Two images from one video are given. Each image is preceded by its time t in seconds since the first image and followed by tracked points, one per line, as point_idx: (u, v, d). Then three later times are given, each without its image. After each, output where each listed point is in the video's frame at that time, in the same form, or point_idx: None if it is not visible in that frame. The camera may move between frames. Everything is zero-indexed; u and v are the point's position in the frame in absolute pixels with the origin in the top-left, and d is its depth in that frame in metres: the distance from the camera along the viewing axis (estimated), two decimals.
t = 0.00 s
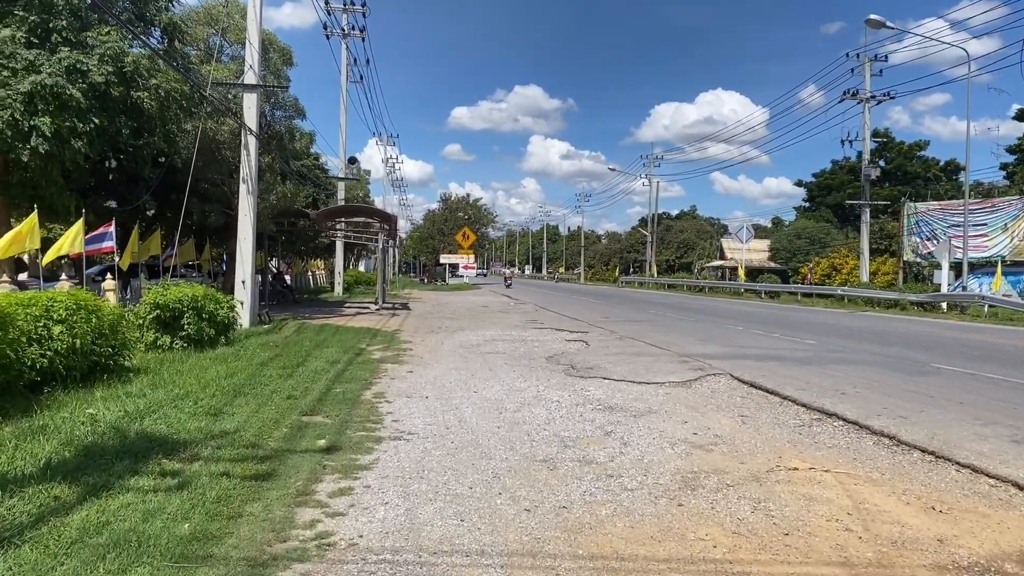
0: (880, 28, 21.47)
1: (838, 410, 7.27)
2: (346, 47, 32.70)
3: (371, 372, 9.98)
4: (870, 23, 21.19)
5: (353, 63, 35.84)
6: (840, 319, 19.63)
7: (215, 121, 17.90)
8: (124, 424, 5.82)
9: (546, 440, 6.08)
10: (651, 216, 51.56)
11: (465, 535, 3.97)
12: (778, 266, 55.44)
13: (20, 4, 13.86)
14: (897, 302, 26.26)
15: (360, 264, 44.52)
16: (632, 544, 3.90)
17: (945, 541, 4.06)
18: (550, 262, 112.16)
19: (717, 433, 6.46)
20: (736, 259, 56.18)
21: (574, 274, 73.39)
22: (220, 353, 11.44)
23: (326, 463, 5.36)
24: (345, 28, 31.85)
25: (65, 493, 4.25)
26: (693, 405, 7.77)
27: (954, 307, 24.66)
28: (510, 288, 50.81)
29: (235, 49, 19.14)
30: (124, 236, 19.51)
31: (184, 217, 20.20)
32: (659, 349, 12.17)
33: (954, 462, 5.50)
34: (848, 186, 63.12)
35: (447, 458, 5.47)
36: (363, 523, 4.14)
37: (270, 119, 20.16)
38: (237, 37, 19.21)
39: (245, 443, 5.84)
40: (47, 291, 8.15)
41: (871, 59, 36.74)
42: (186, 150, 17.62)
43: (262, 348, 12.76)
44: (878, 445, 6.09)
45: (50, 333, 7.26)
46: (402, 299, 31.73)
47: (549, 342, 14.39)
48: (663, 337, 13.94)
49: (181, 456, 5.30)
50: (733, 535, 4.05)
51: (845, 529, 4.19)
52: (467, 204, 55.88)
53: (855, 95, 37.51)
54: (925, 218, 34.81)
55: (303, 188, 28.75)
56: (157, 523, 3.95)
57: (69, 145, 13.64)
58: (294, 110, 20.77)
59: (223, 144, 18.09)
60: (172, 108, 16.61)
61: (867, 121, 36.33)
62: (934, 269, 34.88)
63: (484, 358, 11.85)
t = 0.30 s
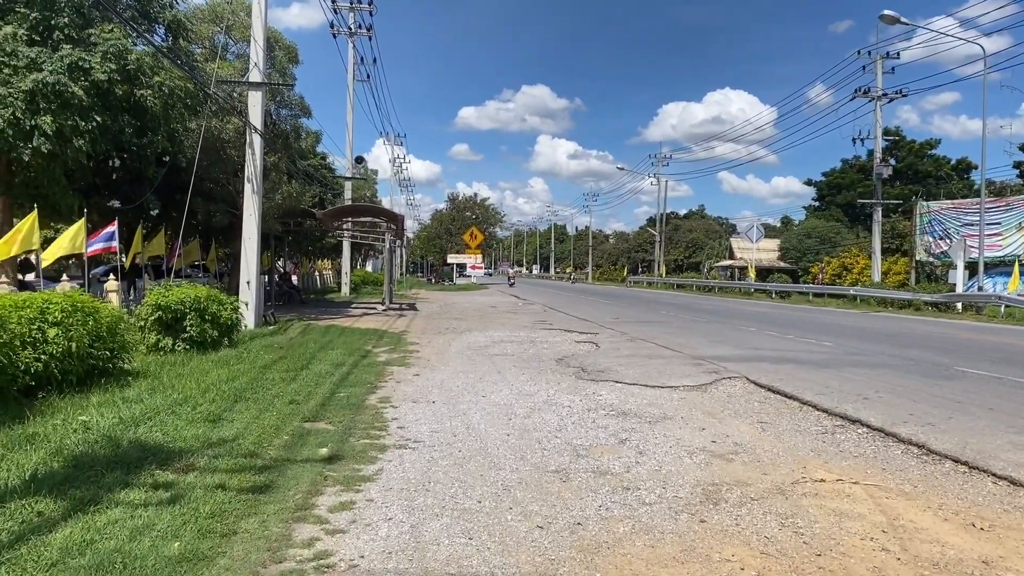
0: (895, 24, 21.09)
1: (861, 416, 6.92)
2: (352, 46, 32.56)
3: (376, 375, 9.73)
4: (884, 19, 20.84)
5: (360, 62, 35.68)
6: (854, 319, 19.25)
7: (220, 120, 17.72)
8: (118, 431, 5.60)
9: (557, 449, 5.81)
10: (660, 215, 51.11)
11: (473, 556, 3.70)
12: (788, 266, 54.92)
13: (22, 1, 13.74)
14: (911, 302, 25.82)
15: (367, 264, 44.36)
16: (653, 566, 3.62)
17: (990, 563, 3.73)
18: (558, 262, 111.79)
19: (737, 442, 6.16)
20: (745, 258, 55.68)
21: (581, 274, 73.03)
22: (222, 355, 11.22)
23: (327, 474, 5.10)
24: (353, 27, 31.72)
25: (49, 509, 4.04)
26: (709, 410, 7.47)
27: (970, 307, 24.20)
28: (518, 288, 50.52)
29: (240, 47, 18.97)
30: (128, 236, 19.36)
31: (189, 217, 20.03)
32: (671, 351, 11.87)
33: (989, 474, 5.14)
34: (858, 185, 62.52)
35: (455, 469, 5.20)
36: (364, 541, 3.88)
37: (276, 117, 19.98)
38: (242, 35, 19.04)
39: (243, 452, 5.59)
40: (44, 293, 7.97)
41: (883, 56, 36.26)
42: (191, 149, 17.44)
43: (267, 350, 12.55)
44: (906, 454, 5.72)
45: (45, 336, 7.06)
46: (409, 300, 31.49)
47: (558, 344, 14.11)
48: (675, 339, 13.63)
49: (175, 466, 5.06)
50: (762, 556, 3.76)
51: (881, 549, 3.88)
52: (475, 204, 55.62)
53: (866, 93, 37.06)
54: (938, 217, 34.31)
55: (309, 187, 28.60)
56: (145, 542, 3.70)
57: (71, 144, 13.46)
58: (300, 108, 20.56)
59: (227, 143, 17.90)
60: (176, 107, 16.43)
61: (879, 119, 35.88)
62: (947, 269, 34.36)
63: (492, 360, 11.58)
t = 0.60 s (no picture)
0: (900, 21, 20.80)
1: (874, 422, 6.64)
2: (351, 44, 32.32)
3: (372, 379, 9.46)
4: (889, 16, 20.57)
5: (359, 61, 35.44)
6: (860, 320, 18.96)
7: (215, 117, 17.46)
8: (96, 440, 5.35)
9: (558, 458, 5.54)
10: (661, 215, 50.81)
11: None
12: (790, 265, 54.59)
13: None
14: (916, 302, 25.53)
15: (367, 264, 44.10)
16: None
17: None
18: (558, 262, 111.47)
19: (745, 450, 5.89)
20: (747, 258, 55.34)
21: (582, 274, 72.73)
22: (215, 358, 10.95)
23: (315, 486, 4.83)
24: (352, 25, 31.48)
25: (14, 527, 3.78)
26: (715, 416, 7.19)
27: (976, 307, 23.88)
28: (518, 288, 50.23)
29: (236, 44, 18.72)
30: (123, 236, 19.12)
31: (185, 217, 19.78)
32: (675, 353, 11.60)
33: (1014, 486, 4.86)
34: (861, 184, 62.19)
35: (450, 480, 4.93)
36: (350, 562, 3.61)
37: (273, 115, 19.74)
38: (238, 32, 18.80)
39: (228, 461, 5.33)
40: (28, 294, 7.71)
41: (886, 54, 35.97)
42: (186, 147, 17.18)
43: (261, 352, 12.28)
44: (924, 463, 5.45)
45: (25, 339, 6.81)
46: (409, 300, 31.22)
47: (558, 345, 13.83)
48: (679, 340, 13.37)
49: (154, 477, 4.80)
50: None
51: (906, 570, 3.60)
52: (475, 204, 55.32)
53: (870, 91, 36.76)
54: (942, 216, 34.01)
55: (307, 187, 28.34)
56: (114, 564, 3.43)
57: (62, 142, 13.19)
58: (297, 106, 20.29)
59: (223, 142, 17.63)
60: (170, 104, 16.16)
61: (883, 117, 35.58)
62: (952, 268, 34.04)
63: (491, 363, 11.31)
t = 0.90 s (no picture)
0: (904, 19, 20.57)
1: (887, 429, 6.39)
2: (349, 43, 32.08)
3: (368, 384, 9.21)
4: (892, 14, 20.35)
5: (357, 60, 35.20)
6: (864, 321, 18.70)
7: (210, 116, 17.21)
8: (74, 451, 5.11)
9: (558, 469, 5.29)
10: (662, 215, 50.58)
11: None
12: (791, 266, 54.31)
13: None
14: (919, 303, 25.28)
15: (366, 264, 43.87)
16: None
17: None
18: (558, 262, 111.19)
19: (754, 460, 5.64)
20: (747, 259, 55.08)
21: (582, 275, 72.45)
22: (207, 361, 10.71)
23: (302, 500, 4.57)
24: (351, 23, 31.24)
25: None
26: (721, 423, 6.94)
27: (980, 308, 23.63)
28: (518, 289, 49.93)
29: (232, 42, 18.48)
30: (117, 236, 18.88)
31: (180, 217, 19.53)
32: (677, 356, 11.35)
33: None
34: (861, 184, 61.96)
35: (444, 494, 4.68)
36: None
37: (269, 114, 19.50)
38: (233, 29, 18.56)
39: (213, 473, 5.09)
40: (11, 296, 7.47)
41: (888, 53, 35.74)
42: (180, 147, 16.94)
43: (255, 355, 12.04)
44: (941, 475, 5.20)
45: (5, 344, 6.57)
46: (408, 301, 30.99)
47: (558, 348, 13.58)
48: (681, 343, 13.12)
49: (133, 491, 4.55)
50: None
51: None
52: (474, 204, 55.00)
53: (871, 91, 36.57)
54: (945, 216, 33.82)
55: (305, 186, 28.10)
56: None
57: (52, 140, 12.93)
58: (294, 105, 20.04)
59: (219, 141, 17.38)
60: (164, 102, 15.91)
61: (885, 117, 35.35)
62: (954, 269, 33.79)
63: (490, 366, 11.05)
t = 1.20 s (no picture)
0: (907, 15, 20.33)
1: (901, 436, 6.13)
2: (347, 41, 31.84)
3: (362, 387, 8.96)
4: (895, 11, 20.11)
5: (355, 58, 34.95)
6: (868, 322, 18.44)
7: (204, 113, 16.96)
8: (49, 462, 4.84)
9: (559, 481, 5.03)
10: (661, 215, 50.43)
11: None
12: (791, 266, 54.07)
13: None
14: (922, 303, 25.07)
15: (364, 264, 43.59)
16: None
17: None
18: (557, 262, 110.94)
19: (764, 469, 5.38)
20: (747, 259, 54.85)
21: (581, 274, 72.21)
22: (198, 364, 10.44)
23: (287, 515, 4.31)
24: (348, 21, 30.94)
25: None
26: (727, 429, 6.68)
27: (983, 308, 23.38)
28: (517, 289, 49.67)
29: (227, 39, 18.22)
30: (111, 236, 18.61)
31: (175, 216, 19.24)
32: (679, 358, 11.08)
33: None
34: (862, 184, 61.77)
35: (438, 508, 4.42)
36: None
37: (264, 111, 19.21)
38: (228, 26, 18.28)
39: (195, 485, 4.83)
40: None
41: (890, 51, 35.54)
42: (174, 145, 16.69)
43: (249, 357, 11.78)
44: (962, 486, 4.95)
45: None
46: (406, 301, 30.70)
47: (558, 349, 13.32)
48: (683, 344, 12.88)
49: (109, 505, 4.29)
50: None
51: None
52: (473, 203, 54.71)
53: (873, 89, 36.33)
54: (947, 216, 33.63)
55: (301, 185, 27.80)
56: None
57: (42, 138, 12.65)
58: (290, 102, 19.77)
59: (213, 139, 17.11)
60: (157, 99, 15.65)
61: (886, 116, 35.13)
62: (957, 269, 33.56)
63: (488, 369, 10.80)
